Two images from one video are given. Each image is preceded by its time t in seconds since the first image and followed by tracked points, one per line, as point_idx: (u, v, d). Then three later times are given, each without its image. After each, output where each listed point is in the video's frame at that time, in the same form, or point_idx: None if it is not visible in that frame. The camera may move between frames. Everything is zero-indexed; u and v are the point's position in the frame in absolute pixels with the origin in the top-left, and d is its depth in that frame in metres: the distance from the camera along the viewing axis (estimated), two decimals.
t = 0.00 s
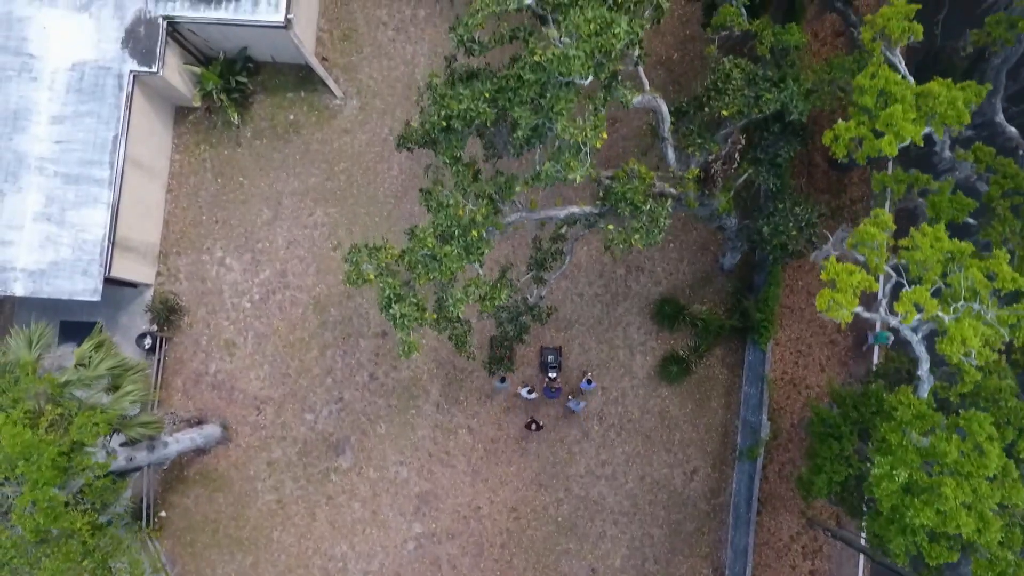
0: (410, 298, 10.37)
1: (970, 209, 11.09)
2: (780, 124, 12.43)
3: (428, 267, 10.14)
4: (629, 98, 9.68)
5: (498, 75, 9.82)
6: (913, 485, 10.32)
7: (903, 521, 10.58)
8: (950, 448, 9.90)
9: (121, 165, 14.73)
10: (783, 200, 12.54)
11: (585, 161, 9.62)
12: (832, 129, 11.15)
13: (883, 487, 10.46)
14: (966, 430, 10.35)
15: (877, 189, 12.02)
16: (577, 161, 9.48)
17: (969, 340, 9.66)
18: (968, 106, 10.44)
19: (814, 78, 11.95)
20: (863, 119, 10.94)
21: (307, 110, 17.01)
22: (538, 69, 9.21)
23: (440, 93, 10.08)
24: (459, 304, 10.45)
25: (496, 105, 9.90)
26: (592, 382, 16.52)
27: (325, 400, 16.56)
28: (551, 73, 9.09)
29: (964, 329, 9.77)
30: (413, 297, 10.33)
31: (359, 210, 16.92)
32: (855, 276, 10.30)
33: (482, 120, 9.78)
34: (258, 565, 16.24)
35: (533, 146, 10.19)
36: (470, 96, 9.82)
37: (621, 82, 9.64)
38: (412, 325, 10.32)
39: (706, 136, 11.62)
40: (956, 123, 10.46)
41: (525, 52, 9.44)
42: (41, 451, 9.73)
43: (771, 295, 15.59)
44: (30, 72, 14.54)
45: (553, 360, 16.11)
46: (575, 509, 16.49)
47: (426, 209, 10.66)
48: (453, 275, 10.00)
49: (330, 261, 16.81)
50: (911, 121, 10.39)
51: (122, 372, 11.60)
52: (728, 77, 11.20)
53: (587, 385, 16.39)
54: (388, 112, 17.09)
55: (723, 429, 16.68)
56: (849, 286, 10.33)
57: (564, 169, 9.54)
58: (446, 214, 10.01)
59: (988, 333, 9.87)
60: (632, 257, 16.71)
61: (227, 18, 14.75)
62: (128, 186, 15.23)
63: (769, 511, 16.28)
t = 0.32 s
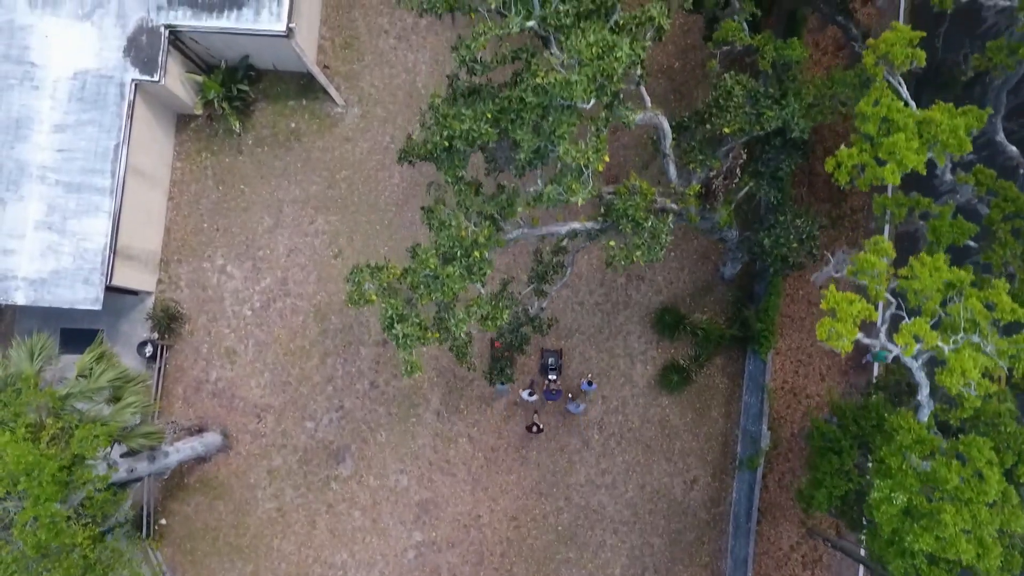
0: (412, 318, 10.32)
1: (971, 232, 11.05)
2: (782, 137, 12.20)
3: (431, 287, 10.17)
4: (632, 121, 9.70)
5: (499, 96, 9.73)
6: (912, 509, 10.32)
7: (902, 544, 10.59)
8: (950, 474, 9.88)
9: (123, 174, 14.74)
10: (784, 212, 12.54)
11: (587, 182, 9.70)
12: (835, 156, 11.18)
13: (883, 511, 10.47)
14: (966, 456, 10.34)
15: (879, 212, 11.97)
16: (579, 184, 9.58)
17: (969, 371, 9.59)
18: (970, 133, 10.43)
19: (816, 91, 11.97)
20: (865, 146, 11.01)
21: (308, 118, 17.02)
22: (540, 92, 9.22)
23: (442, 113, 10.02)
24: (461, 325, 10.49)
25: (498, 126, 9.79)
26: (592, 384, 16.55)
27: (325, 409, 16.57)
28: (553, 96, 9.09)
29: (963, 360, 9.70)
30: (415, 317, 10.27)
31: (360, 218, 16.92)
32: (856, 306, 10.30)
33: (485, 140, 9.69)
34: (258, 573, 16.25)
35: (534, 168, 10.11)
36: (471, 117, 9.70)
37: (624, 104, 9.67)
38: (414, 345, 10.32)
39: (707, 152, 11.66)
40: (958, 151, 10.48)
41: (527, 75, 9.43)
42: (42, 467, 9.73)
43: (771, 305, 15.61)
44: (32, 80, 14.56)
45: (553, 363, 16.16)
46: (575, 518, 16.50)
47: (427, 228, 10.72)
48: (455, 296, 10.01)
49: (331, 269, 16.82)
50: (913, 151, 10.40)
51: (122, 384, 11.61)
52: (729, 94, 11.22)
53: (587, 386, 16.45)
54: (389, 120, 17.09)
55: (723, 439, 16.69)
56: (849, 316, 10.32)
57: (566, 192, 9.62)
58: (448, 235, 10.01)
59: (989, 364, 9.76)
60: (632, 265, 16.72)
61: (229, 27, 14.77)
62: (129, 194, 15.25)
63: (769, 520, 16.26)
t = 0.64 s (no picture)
0: (414, 340, 10.23)
1: (974, 262, 11.06)
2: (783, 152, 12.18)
3: (434, 310, 10.19)
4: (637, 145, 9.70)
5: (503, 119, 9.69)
6: (913, 541, 10.31)
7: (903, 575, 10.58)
8: (952, 507, 9.87)
9: (124, 184, 14.72)
10: (786, 227, 12.52)
11: (590, 212, 9.63)
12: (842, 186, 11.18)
13: (884, 542, 10.45)
14: (967, 488, 10.31)
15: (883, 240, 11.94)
16: (582, 212, 9.51)
17: (972, 410, 9.53)
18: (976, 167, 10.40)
19: (818, 109, 11.98)
20: (871, 177, 11.02)
21: (310, 127, 17.01)
22: (544, 119, 9.21)
23: (446, 136, 10.08)
24: (463, 347, 10.32)
25: (501, 149, 9.81)
26: (592, 388, 16.52)
27: (325, 418, 16.56)
28: (558, 126, 9.10)
29: (967, 398, 9.64)
30: (416, 338, 10.20)
31: (361, 227, 16.90)
32: (859, 340, 10.29)
33: (487, 164, 9.72)
34: None
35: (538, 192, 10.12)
36: (474, 140, 9.73)
37: (629, 130, 9.62)
38: (416, 367, 10.19)
39: (710, 171, 11.67)
40: (965, 185, 10.43)
41: (530, 100, 9.41)
42: (42, 485, 9.72)
43: (771, 318, 15.56)
44: (34, 89, 14.55)
45: (554, 367, 16.00)
46: (575, 529, 16.48)
47: (430, 249, 10.77)
48: (458, 319, 10.00)
49: (331, 279, 16.80)
50: (921, 184, 10.28)
51: (122, 397, 11.60)
52: (732, 114, 11.25)
53: (586, 390, 16.41)
54: (391, 129, 17.08)
55: (723, 451, 16.67)
56: (853, 350, 10.32)
57: (569, 220, 9.56)
58: (451, 258, 10.07)
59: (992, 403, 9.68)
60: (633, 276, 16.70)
61: (230, 37, 14.76)
62: (130, 203, 15.23)
63: (769, 532, 16.21)
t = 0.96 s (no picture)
0: (415, 360, 10.17)
1: (976, 286, 10.95)
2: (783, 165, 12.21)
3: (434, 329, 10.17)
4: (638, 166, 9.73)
5: (504, 139, 9.64)
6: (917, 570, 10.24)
7: None
8: (955, 537, 9.77)
9: (123, 192, 14.69)
10: (786, 240, 12.50)
11: (593, 234, 9.63)
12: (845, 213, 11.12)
13: (886, 570, 10.38)
14: (971, 516, 10.22)
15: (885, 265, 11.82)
16: (585, 235, 9.51)
17: (978, 444, 9.42)
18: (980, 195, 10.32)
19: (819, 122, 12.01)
20: (874, 205, 10.98)
21: (310, 134, 16.98)
22: (548, 142, 9.18)
23: (447, 156, 10.04)
24: (465, 367, 10.14)
25: (502, 169, 9.75)
26: (591, 390, 16.47)
27: (324, 427, 16.52)
28: (563, 150, 9.12)
29: (972, 432, 9.52)
30: (417, 359, 10.15)
31: (361, 235, 16.86)
32: (863, 370, 10.22)
33: (489, 184, 9.67)
34: None
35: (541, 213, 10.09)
36: (476, 160, 9.67)
37: (632, 150, 9.68)
38: (417, 387, 10.15)
39: (711, 189, 11.78)
40: (969, 214, 10.37)
41: (534, 123, 9.42)
42: (40, 500, 9.69)
43: (772, 328, 15.47)
44: (34, 97, 14.52)
45: (553, 369, 16.04)
46: (574, 539, 16.45)
47: (431, 267, 10.78)
48: (459, 340, 9.98)
49: (331, 287, 16.76)
50: (926, 214, 10.23)
51: (122, 409, 11.58)
52: (735, 131, 11.26)
53: (586, 393, 16.36)
54: (391, 137, 17.05)
55: (723, 461, 16.63)
56: (857, 380, 10.24)
57: (572, 243, 9.58)
58: (452, 279, 10.10)
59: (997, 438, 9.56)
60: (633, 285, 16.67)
61: (230, 45, 14.73)
62: (130, 212, 15.19)
63: (769, 543, 16.14)
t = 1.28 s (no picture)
0: (415, 382, 10.15)
1: (975, 313, 10.83)
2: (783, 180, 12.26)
3: (433, 351, 10.13)
4: (639, 189, 9.78)
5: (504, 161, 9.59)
6: None
7: None
8: (959, 570, 9.69)
9: (122, 203, 14.67)
10: (786, 254, 12.48)
11: (593, 259, 9.65)
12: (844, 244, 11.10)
13: None
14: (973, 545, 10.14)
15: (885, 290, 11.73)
16: (585, 261, 9.54)
17: (981, 480, 9.28)
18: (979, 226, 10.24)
19: (820, 138, 12.03)
20: (872, 235, 10.94)
21: (310, 144, 16.95)
22: (548, 167, 9.13)
23: (446, 179, 10.02)
24: (464, 391, 10.11)
25: (502, 191, 9.71)
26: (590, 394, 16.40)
27: (323, 437, 16.49)
28: (562, 177, 9.05)
29: (975, 468, 9.39)
30: (417, 381, 10.12)
31: (361, 244, 16.83)
32: (865, 403, 10.16)
33: (488, 207, 9.64)
34: None
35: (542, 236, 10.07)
36: (476, 182, 9.64)
37: (632, 173, 9.76)
38: (416, 409, 10.15)
39: (712, 207, 11.83)
40: (967, 245, 10.29)
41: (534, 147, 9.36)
42: (37, 519, 9.67)
43: (772, 339, 15.43)
44: (33, 107, 14.49)
45: (554, 372, 16.05)
46: (574, 550, 16.43)
47: (431, 287, 10.80)
48: (459, 362, 9.95)
49: (331, 296, 16.73)
50: (924, 247, 10.16)
51: (119, 423, 11.54)
52: (736, 149, 11.35)
53: (586, 397, 16.29)
54: (391, 146, 17.02)
55: (723, 471, 16.61)
56: (859, 413, 10.19)
57: (573, 269, 9.60)
58: (452, 301, 10.13)
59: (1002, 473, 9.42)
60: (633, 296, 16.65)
61: (230, 56, 14.71)
62: (129, 222, 15.16)
63: (769, 554, 16.11)
